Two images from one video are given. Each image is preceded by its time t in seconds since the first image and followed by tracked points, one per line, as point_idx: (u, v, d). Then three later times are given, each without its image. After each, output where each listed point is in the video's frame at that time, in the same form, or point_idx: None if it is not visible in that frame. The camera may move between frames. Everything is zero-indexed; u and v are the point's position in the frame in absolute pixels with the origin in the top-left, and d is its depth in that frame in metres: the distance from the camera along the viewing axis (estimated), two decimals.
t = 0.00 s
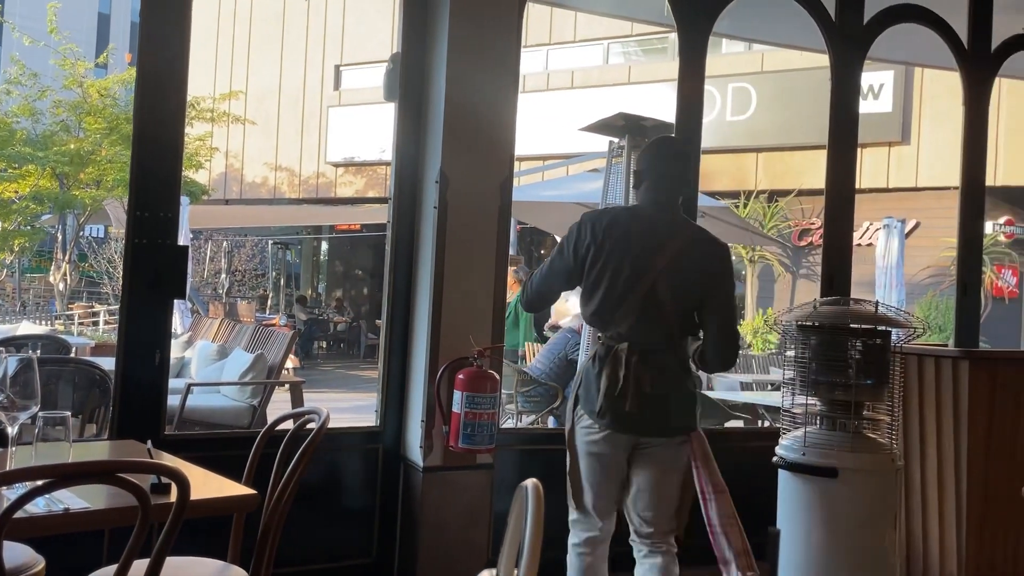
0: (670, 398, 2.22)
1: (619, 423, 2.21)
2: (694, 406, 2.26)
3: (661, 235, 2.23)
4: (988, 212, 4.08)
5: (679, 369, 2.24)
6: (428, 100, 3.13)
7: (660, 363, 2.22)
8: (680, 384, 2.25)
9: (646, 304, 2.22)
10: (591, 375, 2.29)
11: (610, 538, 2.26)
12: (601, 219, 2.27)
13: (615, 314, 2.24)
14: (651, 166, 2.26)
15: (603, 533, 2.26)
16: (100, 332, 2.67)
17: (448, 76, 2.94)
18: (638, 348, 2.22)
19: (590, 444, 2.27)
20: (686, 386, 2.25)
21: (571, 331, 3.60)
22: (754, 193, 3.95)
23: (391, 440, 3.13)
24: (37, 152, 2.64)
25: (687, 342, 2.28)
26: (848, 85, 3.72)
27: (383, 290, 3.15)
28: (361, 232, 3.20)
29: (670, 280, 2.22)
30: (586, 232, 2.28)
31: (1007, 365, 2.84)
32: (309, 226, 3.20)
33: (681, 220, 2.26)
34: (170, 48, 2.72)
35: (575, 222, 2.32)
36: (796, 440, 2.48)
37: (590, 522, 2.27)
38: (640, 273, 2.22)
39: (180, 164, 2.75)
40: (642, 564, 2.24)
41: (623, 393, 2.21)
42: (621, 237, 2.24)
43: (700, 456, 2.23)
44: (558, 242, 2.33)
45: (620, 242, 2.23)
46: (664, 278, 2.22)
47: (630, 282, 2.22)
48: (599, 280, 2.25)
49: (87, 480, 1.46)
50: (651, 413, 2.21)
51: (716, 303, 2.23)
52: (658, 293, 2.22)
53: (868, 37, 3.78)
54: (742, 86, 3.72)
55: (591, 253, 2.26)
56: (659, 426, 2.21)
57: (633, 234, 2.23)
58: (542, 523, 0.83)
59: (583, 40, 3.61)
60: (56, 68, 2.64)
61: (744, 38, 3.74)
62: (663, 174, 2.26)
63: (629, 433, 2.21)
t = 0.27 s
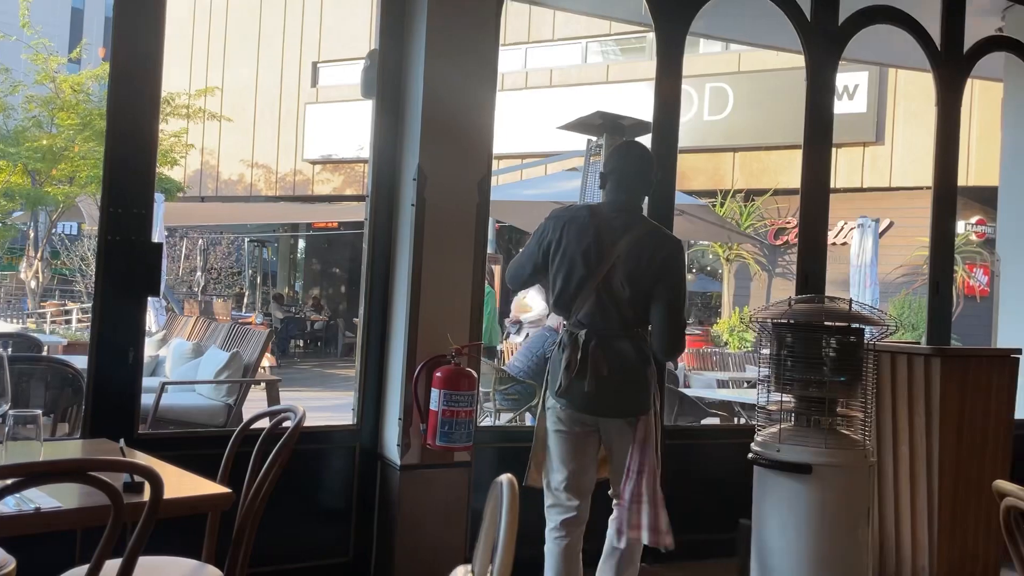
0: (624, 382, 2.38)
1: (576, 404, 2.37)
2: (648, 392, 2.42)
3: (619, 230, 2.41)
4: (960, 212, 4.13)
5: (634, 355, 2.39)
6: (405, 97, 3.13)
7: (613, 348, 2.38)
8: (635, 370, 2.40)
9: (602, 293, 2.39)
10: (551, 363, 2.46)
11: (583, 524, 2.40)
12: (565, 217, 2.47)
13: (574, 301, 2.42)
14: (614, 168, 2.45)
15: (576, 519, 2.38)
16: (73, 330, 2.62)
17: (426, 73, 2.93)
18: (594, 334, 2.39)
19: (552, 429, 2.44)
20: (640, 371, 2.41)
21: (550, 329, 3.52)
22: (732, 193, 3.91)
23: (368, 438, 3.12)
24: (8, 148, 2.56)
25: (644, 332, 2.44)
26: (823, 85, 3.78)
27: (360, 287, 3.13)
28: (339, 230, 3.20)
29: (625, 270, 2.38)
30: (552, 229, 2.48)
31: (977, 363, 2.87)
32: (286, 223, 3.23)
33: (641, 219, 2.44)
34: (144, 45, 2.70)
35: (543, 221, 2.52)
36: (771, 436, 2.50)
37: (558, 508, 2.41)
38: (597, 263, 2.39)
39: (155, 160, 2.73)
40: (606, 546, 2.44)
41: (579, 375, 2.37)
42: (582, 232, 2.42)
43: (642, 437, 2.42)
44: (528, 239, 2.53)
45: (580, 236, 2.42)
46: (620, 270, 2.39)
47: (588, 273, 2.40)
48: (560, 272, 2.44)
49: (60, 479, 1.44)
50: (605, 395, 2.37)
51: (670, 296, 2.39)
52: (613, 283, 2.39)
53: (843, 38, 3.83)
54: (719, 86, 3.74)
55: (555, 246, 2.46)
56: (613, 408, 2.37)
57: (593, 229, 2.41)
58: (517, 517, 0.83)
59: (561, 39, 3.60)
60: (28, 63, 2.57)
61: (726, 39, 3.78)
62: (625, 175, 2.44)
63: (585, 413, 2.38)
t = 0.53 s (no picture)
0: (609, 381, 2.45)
1: (563, 401, 2.46)
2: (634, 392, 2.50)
3: (602, 236, 2.50)
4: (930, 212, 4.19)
5: (619, 356, 2.47)
6: (381, 94, 3.11)
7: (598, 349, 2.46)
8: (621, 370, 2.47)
9: (586, 296, 2.48)
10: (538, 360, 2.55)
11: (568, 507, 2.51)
12: (556, 227, 2.60)
13: (562, 303, 2.53)
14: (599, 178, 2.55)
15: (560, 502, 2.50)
16: (43, 329, 2.59)
17: (403, 71, 2.93)
18: (581, 335, 2.48)
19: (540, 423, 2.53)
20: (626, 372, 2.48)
21: (526, 329, 3.56)
22: (707, 192, 3.89)
23: (344, 438, 3.10)
24: None
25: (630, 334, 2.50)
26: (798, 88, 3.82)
27: (336, 286, 3.12)
28: (314, 228, 3.17)
29: (608, 274, 2.46)
30: (544, 238, 2.62)
31: (948, 361, 2.91)
32: (260, 222, 3.17)
33: (628, 228, 2.53)
34: (118, 39, 2.66)
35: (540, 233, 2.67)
36: (746, 435, 2.52)
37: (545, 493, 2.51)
38: (582, 267, 2.50)
39: (128, 156, 2.70)
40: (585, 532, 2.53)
41: (565, 374, 2.47)
42: (568, 240, 2.54)
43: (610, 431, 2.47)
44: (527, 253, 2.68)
45: (567, 243, 2.53)
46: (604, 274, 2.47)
47: (574, 277, 2.50)
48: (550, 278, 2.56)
49: (29, 478, 1.42)
50: (591, 392, 2.45)
51: (654, 297, 2.43)
52: (598, 286, 2.47)
53: (817, 40, 3.87)
54: (696, 87, 3.77)
55: (546, 255, 2.59)
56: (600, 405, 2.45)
57: (579, 236, 2.53)
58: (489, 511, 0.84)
59: (539, 38, 3.59)
60: None
61: (704, 39, 3.82)
62: (609, 185, 2.53)
63: (573, 410, 2.47)
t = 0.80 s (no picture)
0: (596, 373, 2.66)
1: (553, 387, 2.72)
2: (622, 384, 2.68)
3: (590, 237, 2.72)
4: (898, 213, 4.25)
5: (604, 348, 2.66)
6: (354, 91, 3.08)
7: (584, 341, 2.68)
8: (607, 362, 2.67)
9: (575, 292, 2.70)
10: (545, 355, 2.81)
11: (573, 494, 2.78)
12: (551, 229, 2.84)
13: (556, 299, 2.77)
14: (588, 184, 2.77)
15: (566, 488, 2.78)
16: (10, 327, 2.55)
17: (377, 68, 2.92)
18: (572, 329, 2.71)
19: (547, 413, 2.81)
20: (613, 365, 2.67)
21: (501, 327, 3.64)
22: (680, 192, 4.00)
23: (316, 437, 3.07)
24: None
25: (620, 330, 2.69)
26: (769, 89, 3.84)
27: (309, 284, 3.09)
28: (288, 226, 3.16)
29: (593, 271, 2.68)
30: (540, 239, 2.86)
31: (915, 358, 2.96)
32: (234, 219, 3.25)
33: (617, 229, 2.73)
34: (87, 34, 2.63)
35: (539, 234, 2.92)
36: (716, 432, 2.55)
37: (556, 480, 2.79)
38: (572, 266, 2.73)
39: (98, 152, 2.67)
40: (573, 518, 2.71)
41: (557, 365, 2.72)
42: (560, 241, 2.78)
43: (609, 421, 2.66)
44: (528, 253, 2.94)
45: (559, 244, 2.77)
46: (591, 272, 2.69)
47: (564, 275, 2.74)
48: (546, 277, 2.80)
49: None
50: (579, 380, 2.68)
51: (636, 294, 2.62)
52: (585, 283, 2.70)
53: (788, 41, 3.90)
54: (669, 87, 3.79)
55: (542, 255, 2.83)
56: (588, 396, 2.67)
57: (569, 237, 2.75)
58: (457, 503, 0.86)
59: (515, 38, 3.59)
60: None
61: (677, 39, 3.85)
62: (597, 189, 2.75)
63: (566, 401, 2.72)
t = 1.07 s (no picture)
0: (582, 373, 2.68)
1: (540, 388, 2.77)
2: (609, 383, 2.70)
3: (576, 242, 2.73)
4: (864, 214, 4.30)
5: (588, 350, 2.69)
6: (322, 87, 3.05)
7: (570, 343, 2.71)
8: (593, 363, 2.69)
9: (561, 296, 2.73)
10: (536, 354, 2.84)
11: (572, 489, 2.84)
12: (539, 236, 2.87)
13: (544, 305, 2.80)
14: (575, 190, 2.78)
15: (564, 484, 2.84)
16: None
17: (345, 65, 2.89)
18: (559, 330, 2.75)
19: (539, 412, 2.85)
20: (599, 365, 2.69)
21: (471, 327, 3.63)
22: (652, 192, 3.94)
23: (282, 435, 3.05)
24: None
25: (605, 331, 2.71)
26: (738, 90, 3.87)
27: (276, 282, 3.07)
28: (257, 224, 3.13)
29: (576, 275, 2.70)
30: (529, 245, 2.90)
31: (878, 357, 2.99)
32: (201, 216, 3.19)
33: (603, 234, 2.74)
34: (48, 28, 2.58)
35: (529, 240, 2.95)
36: (683, 430, 2.56)
37: (553, 476, 2.85)
38: (557, 272, 2.75)
39: (59, 147, 2.62)
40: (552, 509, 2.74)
41: (544, 365, 2.76)
42: (547, 247, 2.81)
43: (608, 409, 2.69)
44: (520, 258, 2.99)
45: (546, 250, 2.80)
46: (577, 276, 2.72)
47: (551, 280, 2.77)
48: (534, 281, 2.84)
49: None
50: (564, 381, 2.71)
51: (619, 297, 2.62)
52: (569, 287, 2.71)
53: (756, 43, 3.93)
54: (640, 87, 3.79)
55: (530, 260, 2.87)
56: (575, 395, 2.70)
57: (557, 243, 2.78)
58: (414, 504, 0.84)
59: (486, 35, 3.64)
60: None
61: (648, 39, 3.87)
62: (583, 196, 2.76)
63: (554, 400, 2.75)
